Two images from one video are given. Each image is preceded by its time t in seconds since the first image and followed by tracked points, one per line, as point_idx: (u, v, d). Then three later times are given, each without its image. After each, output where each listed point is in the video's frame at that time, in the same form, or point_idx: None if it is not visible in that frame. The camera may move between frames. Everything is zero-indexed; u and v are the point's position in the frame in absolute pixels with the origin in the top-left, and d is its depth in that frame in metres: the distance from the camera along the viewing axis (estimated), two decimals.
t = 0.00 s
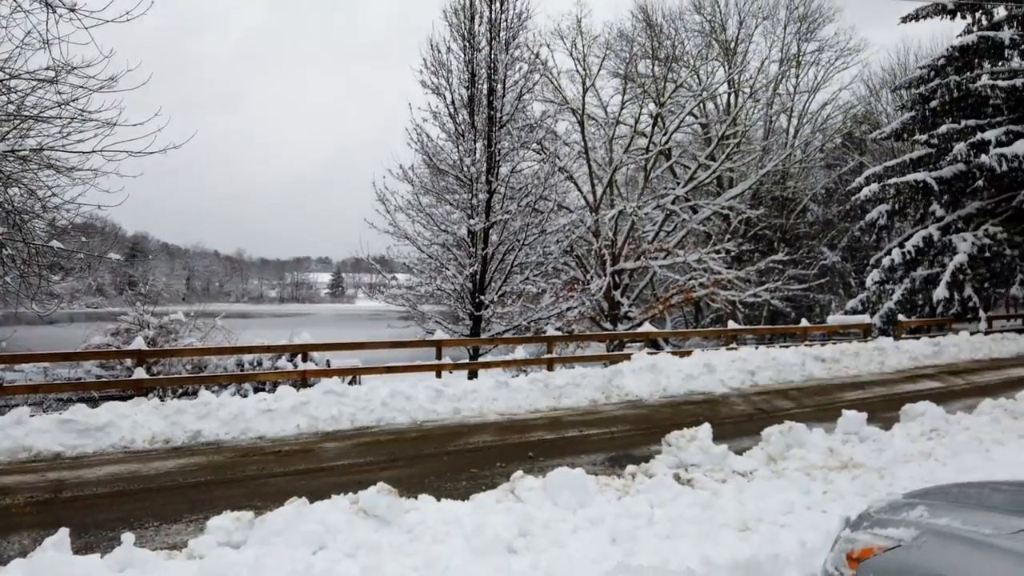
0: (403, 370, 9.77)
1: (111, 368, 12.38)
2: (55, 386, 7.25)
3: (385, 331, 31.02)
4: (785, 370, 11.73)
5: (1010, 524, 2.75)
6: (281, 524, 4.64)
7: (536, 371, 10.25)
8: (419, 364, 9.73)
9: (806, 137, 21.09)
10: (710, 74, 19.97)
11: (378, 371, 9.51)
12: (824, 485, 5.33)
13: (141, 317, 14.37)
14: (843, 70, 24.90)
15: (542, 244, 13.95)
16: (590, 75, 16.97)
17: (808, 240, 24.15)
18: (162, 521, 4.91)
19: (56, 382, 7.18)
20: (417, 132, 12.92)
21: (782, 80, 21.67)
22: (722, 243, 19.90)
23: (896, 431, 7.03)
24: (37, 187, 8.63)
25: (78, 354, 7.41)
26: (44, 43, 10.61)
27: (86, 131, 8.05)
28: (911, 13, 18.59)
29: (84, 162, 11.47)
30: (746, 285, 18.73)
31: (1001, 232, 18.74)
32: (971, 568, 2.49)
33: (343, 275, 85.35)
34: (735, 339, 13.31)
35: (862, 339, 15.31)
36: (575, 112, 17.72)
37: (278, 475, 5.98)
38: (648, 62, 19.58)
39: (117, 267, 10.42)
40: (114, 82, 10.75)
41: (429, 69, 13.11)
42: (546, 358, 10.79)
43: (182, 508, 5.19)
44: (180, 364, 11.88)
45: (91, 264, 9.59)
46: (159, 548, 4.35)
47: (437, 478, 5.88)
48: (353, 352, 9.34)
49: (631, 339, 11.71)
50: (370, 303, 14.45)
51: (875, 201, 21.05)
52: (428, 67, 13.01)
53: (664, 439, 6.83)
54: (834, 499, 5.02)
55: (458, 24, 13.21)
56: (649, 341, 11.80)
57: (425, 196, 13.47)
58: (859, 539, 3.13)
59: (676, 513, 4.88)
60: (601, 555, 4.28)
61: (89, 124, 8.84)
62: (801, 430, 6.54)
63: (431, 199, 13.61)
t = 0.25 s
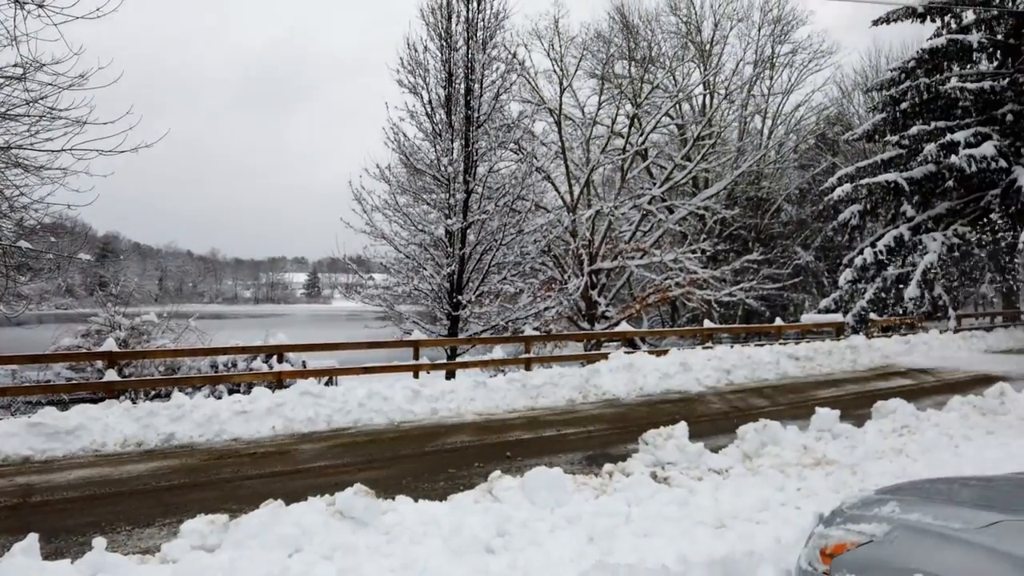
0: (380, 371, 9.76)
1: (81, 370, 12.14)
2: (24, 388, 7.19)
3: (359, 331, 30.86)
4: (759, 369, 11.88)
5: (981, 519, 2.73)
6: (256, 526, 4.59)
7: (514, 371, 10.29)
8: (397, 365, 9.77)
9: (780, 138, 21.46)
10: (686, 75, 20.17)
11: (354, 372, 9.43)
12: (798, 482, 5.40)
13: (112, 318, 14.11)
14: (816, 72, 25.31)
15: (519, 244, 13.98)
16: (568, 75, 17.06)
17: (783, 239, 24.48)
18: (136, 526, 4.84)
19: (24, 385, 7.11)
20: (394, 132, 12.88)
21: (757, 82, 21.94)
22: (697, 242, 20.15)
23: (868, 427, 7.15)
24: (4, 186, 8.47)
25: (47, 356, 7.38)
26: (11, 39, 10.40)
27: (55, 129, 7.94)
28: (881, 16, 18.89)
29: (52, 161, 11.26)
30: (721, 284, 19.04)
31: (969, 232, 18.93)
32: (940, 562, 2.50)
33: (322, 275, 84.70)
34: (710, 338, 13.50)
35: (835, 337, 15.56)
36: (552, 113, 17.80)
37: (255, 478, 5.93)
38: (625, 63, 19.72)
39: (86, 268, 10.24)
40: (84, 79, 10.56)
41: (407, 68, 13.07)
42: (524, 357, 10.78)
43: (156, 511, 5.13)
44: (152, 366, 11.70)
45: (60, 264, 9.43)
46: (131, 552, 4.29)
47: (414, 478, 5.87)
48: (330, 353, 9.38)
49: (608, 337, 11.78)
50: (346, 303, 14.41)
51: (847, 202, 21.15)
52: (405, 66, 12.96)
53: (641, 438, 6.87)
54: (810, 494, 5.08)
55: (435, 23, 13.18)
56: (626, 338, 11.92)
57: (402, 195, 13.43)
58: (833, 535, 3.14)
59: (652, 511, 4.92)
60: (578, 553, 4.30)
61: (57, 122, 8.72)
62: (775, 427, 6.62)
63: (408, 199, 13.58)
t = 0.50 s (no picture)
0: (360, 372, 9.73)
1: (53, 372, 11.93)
2: None
3: (335, 332, 30.64)
4: (736, 368, 12.02)
5: (953, 515, 2.74)
6: (233, 528, 4.55)
7: (493, 371, 10.34)
8: (376, 366, 9.76)
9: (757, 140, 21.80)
10: (664, 77, 20.42)
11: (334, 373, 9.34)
12: (774, 480, 5.46)
13: (85, 318, 13.85)
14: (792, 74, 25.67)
15: (499, 244, 14.04)
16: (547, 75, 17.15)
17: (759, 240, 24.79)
18: (111, 529, 4.78)
19: None
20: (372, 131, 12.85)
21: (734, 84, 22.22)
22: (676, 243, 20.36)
23: (843, 425, 7.26)
24: None
25: (18, 357, 7.69)
26: None
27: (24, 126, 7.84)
28: (856, 20, 19.21)
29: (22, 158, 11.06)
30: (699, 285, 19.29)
31: (941, 233, 19.93)
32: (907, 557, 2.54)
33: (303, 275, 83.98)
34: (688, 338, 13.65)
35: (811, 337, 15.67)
36: (531, 113, 17.87)
37: (232, 480, 5.88)
38: (604, 64, 19.86)
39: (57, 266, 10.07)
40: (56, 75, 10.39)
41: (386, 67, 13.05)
42: (504, 357, 10.85)
43: (130, 514, 5.06)
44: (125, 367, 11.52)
45: (29, 264, 9.28)
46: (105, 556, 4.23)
47: (393, 479, 5.86)
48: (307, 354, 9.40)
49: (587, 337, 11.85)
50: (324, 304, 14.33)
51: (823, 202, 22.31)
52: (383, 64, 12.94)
53: (620, 437, 6.91)
54: (786, 492, 5.13)
55: (414, 22, 13.19)
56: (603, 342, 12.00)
57: (381, 194, 13.38)
58: (808, 532, 3.17)
59: (630, 509, 4.95)
60: (557, 553, 4.30)
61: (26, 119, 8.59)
62: (753, 426, 6.69)
63: (387, 198, 13.53)
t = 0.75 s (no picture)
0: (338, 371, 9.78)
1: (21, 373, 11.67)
2: None
3: (309, 334, 30.38)
4: (712, 367, 12.14)
5: (923, 511, 2.76)
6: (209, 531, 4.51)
7: (470, 371, 10.36)
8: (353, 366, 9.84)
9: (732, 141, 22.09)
10: (641, 78, 20.61)
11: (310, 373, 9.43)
12: (749, 478, 5.52)
13: (55, 319, 13.57)
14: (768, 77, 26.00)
15: (478, 244, 14.03)
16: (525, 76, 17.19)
17: (735, 240, 25.07)
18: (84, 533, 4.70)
19: None
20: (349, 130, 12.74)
21: (711, 85, 22.46)
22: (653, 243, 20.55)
23: (817, 423, 7.36)
24: None
25: None
26: None
27: None
28: (829, 23, 19.46)
29: None
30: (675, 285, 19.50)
31: (912, 233, 19.91)
32: (890, 557, 2.55)
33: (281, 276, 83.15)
34: (665, 337, 13.78)
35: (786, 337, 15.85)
36: (510, 113, 17.90)
37: (207, 483, 5.82)
38: (582, 65, 19.96)
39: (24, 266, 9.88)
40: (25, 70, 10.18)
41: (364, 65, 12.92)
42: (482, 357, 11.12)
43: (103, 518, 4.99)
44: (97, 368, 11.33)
45: None
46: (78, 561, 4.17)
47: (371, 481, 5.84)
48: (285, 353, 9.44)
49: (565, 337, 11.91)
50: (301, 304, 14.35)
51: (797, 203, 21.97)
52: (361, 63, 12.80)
53: (597, 436, 6.95)
54: (761, 490, 5.20)
55: (392, 21, 13.11)
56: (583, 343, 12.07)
57: (358, 194, 13.32)
58: (783, 529, 3.19)
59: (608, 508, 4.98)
60: (535, 553, 4.32)
61: None
62: (728, 424, 6.77)
63: (364, 198, 13.48)
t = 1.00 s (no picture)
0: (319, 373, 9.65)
1: None
2: None
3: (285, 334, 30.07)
4: (691, 366, 12.22)
5: (896, 507, 2.80)
6: (185, 534, 4.46)
7: (450, 371, 10.36)
8: (335, 367, 9.75)
9: (712, 142, 22.27)
10: (622, 78, 20.71)
11: (291, 374, 9.38)
12: (728, 476, 5.57)
13: (27, 320, 13.28)
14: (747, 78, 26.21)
15: (457, 244, 14.18)
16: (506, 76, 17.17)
17: (714, 240, 25.22)
18: (58, 538, 4.63)
19: None
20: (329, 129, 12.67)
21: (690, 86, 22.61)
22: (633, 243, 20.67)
23: (794, 421, 7.44)
24: None
25: None
26: None
27: None
28: (805, 25, 19.64)
29: None
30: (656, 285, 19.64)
31: (888, 233, 20.13)
32: (868, 556, 2.58)
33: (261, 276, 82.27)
34: (646, 336, 13.90)
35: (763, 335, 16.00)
36: (490, 112, 17.88)
37: (185, 485, 5.75)
38: (563, 65, 19.99)
39: None
40: None
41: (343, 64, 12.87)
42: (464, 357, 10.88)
43: (77, 522, 4.91)
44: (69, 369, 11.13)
45: None
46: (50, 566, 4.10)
47: (350, 482, 5.81)
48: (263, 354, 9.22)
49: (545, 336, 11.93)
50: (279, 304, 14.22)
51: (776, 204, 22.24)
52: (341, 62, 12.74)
53: (577, 435, 6.96)
54: (739, 488, 5.25)
55: (371, 20, 13.06)
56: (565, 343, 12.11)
57: (337, 193, 13.27)
58: (761, 526, 3.21)
59: (589, 507, 4.99)
60: (515, 553, 4.31)
61: None
62: (706, 423, 6.82)
63: (343, 197, 13.42)
